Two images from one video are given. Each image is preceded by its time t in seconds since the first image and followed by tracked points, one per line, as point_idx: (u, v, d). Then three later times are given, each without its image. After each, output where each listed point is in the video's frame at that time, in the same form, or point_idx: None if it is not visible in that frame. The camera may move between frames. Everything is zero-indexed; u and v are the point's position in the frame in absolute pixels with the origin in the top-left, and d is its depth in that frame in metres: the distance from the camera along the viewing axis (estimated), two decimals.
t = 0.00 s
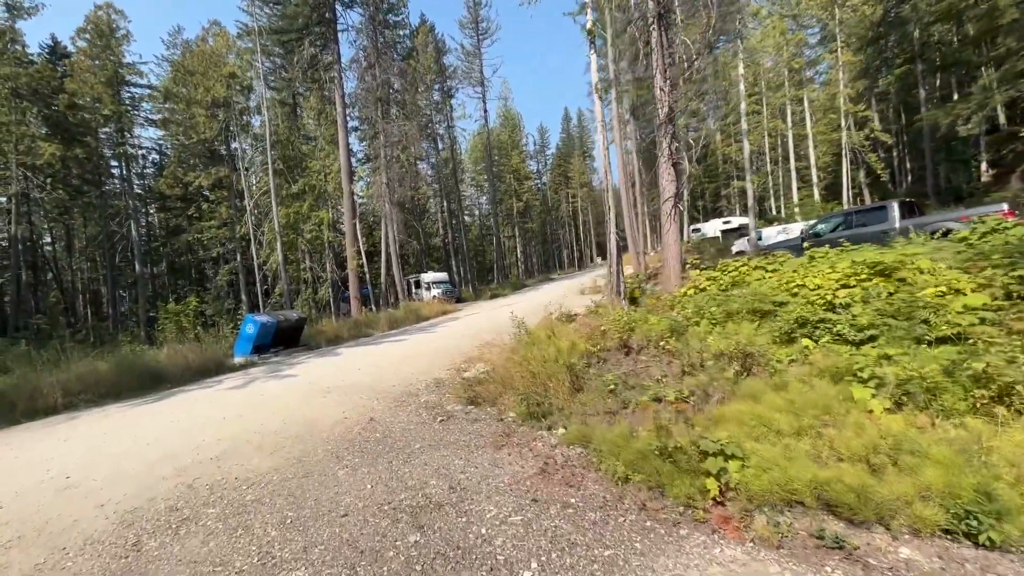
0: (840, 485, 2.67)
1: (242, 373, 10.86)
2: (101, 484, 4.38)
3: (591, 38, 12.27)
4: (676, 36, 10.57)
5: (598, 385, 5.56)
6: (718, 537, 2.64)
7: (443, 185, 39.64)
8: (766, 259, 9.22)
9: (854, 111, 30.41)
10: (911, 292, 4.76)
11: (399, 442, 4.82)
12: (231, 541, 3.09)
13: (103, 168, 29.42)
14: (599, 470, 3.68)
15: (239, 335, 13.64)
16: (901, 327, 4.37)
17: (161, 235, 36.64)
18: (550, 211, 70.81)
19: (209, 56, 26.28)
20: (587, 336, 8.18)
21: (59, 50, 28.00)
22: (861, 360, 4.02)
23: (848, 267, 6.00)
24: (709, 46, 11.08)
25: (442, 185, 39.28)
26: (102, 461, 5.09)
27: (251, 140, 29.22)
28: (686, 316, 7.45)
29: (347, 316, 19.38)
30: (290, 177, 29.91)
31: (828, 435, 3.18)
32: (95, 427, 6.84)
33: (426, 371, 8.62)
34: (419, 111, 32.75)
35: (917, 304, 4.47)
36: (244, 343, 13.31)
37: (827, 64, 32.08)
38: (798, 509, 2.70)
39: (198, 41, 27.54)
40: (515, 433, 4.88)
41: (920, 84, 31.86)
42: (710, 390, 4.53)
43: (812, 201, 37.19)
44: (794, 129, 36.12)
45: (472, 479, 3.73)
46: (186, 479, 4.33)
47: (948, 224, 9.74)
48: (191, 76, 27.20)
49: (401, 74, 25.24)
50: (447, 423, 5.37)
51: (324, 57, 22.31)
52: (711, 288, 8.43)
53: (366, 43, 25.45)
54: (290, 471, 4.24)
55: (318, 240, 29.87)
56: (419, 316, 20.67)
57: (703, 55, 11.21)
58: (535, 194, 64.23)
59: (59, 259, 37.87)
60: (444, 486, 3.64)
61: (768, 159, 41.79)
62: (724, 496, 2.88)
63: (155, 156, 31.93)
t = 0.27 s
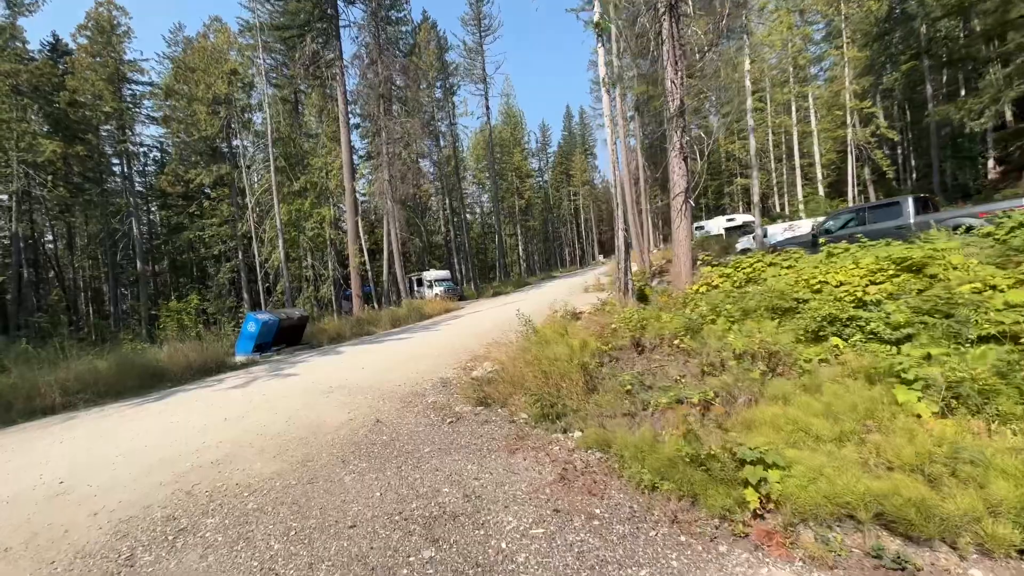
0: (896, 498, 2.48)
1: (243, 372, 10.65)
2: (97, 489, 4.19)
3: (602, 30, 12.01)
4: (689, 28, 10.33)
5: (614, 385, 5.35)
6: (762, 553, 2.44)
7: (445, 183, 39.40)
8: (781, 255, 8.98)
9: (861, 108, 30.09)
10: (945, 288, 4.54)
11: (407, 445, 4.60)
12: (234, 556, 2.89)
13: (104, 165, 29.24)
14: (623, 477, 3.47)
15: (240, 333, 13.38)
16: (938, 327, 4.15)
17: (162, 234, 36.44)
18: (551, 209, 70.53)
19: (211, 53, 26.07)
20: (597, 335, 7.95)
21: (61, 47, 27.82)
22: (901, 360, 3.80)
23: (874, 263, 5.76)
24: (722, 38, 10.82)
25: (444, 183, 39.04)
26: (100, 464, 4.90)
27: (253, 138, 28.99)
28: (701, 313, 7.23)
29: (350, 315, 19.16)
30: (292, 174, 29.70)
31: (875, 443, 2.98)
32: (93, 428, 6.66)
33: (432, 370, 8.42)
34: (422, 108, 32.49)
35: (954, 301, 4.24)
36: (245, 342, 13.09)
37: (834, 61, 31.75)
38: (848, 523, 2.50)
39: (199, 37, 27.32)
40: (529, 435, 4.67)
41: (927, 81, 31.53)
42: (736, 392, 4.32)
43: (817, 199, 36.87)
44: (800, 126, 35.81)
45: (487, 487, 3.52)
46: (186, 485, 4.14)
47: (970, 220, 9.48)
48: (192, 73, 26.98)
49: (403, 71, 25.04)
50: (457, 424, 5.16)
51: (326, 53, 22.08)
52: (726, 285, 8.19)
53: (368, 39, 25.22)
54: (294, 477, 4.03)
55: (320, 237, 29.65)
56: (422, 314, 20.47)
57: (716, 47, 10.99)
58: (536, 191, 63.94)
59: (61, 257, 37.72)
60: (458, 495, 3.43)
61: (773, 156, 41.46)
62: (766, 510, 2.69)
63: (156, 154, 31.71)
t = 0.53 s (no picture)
0: (953, 516, 2.30)
1: (243, 371, 10.44)
2: (89, 497, 4.00)
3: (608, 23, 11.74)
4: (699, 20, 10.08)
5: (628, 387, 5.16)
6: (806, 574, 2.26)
7: (446, 180, 39.12)
8: (793, 253, 8.77)
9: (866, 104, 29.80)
10: (977, 286, 4.33)
11: (413, 450, 4.41)
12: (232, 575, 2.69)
13: (103, 162, 29.00)
14: (645, 487, 3.27)
15: (239, 331, 13.07)
16: (972, 328, 3.95)
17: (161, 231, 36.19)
18: (552, 206, 70.25)
19: (210, 48, 25.80)
20: (606, 333, 7.76)
21: (58, 42, 27.53)
22: (938, 363, 3.59)
23: (895, 260, 5.57)
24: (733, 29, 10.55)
25: (444, 180, 38.78)
26: (91, 470, 4.70)
27: (252, 134, 28.71)
28: (713, 311, 7.04)
29: (350, 313, 18.92)
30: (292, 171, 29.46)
31: (920, 454, 2.79)
32: (87, 429, 6.46)
33: (436, 370, 8.21)
34: (423, 104, 32.20)
35: (988, 299, 4.04)
36: (245, 340, 12.81)
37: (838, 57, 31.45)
38: (900, 543, 2.31)
39: (197, 32, 27.01)
40: (540, 440, 4.47)
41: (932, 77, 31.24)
42: (759, 396, 4.11)
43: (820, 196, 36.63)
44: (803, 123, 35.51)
45: (499, 497, 3.32)
46: (182, 492, 3.94)
47: (987, 216, 9.24)
48: (191, 69, 26.71)
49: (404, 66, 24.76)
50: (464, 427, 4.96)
51: (326, 48, 21.82)
52: (737, 283, 8.00)
53: (369, 34, 24.92)
54: (295, 484, 3.83)
55: (320, 234, 29.42)
56: (423, 312, 20.27)
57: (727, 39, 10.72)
58: (537, 188, 63.65)
59: (59, 254, 37.48)
60: (470, 505, 3.23)
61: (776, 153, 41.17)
62: (807, 526, 2.50)
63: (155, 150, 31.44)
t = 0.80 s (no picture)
0: None
1: (245, 370, 10.23)
2: (82, 505, 3.77)
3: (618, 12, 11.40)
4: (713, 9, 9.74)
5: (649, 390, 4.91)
6: None
7: (449, 177, 38.85)
8: (811, 250, 8.48)
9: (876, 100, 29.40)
10: None
11: (423, 456, 4.18)
12: None
13: (105, 159, 28.85)
14: (676, 500, 3.03)
15: (242, 329, 12.89)
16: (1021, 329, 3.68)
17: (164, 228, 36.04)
18: (556, 204, 69.91)
19: (213, 44, 25.58)
20: (618, 333, 7.52)
21: (61, 38, 27.37)
22: (991, 368, 3.33)
23: (928, 258, 5.31)
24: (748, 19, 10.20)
25: (448, 177, 38.51)
26: (84, 474, 4.47)
27: (255, 130, 28.49)
28: (732, 311, 6.78)
29: (353, 311, 18.70)
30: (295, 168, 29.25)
31: (984, 468, 2.53)
32: (84, 430, 6.24)
33: (443, 370, 7.97)
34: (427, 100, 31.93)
35: None
36: (247, 339, 12.65)
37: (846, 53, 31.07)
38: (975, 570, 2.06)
39: (200, 28, 26.80)
40: (557, 445, 4.22)
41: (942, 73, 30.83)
42: (792, 401, 3.86)
43: (828, 194, 36.24)
44: (812, 119, 35.07)
45: (518, 510, 3.08)
46: (179, 500, 3.71)
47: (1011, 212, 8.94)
48: (193, 64, 26.49)
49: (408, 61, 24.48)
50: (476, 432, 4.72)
51: (329, 44, 21.57)
52: (754, 282, 7.76)
53: (372, 29, 24.66)
54: (297, 493, 3.60)
55: (324, 232, 29.22)
56: (427, 310, 20.05)
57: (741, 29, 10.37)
58: (541, 186, 63.38)
59: (63, 252, 37.43)
60: (486, 520, 2.99)
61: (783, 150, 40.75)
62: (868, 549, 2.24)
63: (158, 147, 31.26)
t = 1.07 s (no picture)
0: None
1: (249, 367, 10.04)
2: (77, 514, 3.56)
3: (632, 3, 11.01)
4: None
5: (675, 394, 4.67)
6: None
7: (454, 173, 38.54)
8: (833, 248, 8.19)
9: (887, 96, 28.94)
10: None
11: (437, 463, 3.95)
12: None
13: (110, 153, 28.74)
14: (717, 518, 2.79)
15: (246, 325, 12.76)
16: None
17: (169, 223, 35.96)
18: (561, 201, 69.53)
19: (217, 37, 25.35)
20: (634, 333, 7.28)
21: (65, 32, 27.22)
22: None
23: (969, 257, 5.05)
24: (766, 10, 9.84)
25: (453, 173, 38.20)
26: (81, 479, 4.27)
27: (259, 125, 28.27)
28: (754, 310, 6.52)
29: (359, 307, 18.49)
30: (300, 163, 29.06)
31: None
32: (84, 429, 6.05)
33: (452, 369, 7.76)
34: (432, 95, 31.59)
35: None
36: (252, 335, 12.50)
37: (858, 48, 30.58)
38: None
39: (204, 21, 26.57)
40: (579, 452, 3.99)
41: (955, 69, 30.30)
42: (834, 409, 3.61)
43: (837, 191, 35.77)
44: (822, 116, 34.57)
45: (544, 526, 2.85)
46: (179, 510, 3.50)
47: None
48: (197, 58, 26.31)
49: (413, 55, 24.17)
50: (491, 437, 4.49)
51: (334, 37, 21.29)
52: (775, 281, 7.49)
53: (378, 22, 24.37)
54: (305, 503, 3.38)
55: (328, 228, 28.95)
56: (433, 307, 19.84)
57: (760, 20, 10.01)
58: (546, 183, 63.00)
59: (68, 246, 37.42)
60: (509, 537, 2.76)
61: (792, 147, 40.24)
62: None
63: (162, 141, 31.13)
